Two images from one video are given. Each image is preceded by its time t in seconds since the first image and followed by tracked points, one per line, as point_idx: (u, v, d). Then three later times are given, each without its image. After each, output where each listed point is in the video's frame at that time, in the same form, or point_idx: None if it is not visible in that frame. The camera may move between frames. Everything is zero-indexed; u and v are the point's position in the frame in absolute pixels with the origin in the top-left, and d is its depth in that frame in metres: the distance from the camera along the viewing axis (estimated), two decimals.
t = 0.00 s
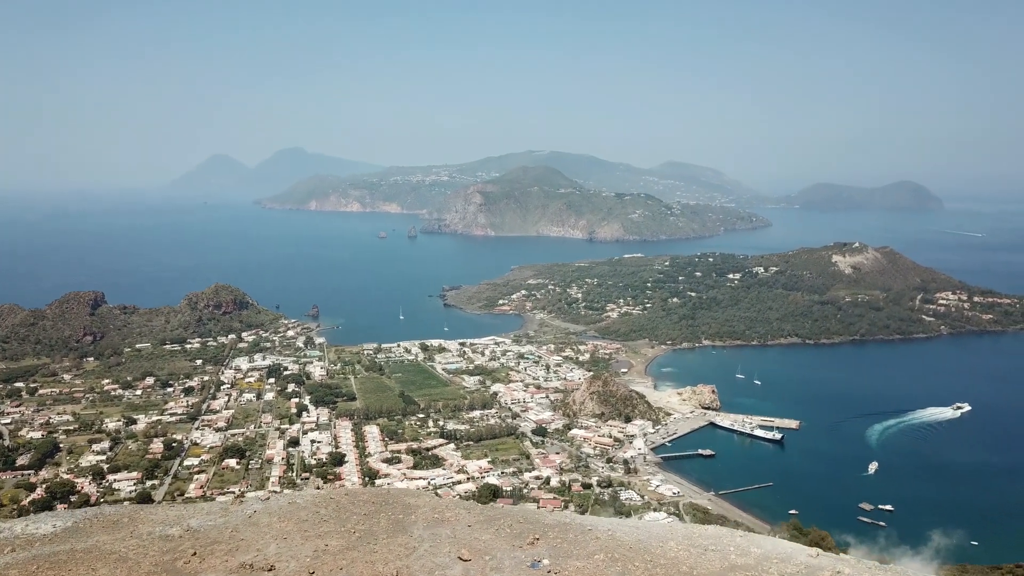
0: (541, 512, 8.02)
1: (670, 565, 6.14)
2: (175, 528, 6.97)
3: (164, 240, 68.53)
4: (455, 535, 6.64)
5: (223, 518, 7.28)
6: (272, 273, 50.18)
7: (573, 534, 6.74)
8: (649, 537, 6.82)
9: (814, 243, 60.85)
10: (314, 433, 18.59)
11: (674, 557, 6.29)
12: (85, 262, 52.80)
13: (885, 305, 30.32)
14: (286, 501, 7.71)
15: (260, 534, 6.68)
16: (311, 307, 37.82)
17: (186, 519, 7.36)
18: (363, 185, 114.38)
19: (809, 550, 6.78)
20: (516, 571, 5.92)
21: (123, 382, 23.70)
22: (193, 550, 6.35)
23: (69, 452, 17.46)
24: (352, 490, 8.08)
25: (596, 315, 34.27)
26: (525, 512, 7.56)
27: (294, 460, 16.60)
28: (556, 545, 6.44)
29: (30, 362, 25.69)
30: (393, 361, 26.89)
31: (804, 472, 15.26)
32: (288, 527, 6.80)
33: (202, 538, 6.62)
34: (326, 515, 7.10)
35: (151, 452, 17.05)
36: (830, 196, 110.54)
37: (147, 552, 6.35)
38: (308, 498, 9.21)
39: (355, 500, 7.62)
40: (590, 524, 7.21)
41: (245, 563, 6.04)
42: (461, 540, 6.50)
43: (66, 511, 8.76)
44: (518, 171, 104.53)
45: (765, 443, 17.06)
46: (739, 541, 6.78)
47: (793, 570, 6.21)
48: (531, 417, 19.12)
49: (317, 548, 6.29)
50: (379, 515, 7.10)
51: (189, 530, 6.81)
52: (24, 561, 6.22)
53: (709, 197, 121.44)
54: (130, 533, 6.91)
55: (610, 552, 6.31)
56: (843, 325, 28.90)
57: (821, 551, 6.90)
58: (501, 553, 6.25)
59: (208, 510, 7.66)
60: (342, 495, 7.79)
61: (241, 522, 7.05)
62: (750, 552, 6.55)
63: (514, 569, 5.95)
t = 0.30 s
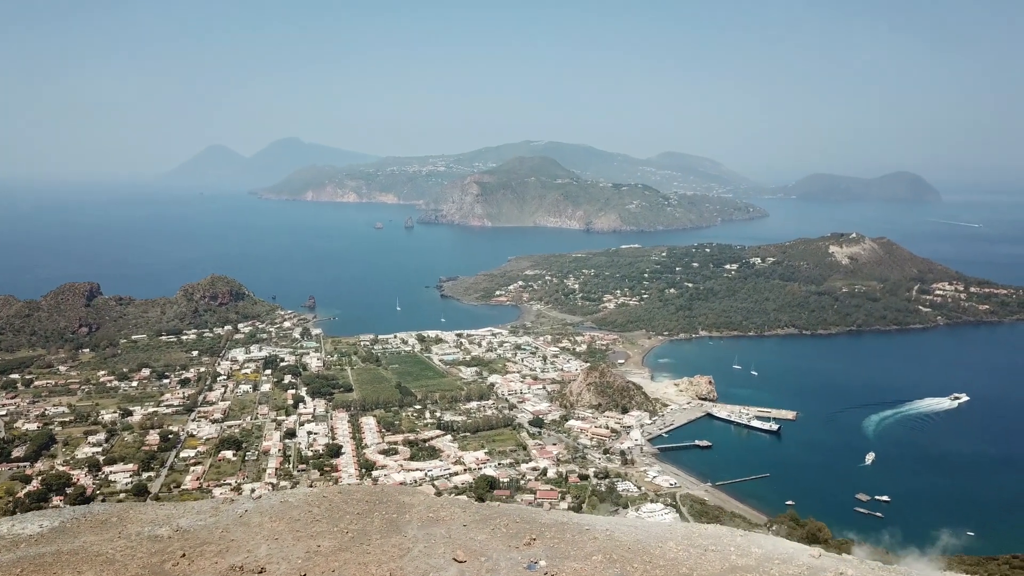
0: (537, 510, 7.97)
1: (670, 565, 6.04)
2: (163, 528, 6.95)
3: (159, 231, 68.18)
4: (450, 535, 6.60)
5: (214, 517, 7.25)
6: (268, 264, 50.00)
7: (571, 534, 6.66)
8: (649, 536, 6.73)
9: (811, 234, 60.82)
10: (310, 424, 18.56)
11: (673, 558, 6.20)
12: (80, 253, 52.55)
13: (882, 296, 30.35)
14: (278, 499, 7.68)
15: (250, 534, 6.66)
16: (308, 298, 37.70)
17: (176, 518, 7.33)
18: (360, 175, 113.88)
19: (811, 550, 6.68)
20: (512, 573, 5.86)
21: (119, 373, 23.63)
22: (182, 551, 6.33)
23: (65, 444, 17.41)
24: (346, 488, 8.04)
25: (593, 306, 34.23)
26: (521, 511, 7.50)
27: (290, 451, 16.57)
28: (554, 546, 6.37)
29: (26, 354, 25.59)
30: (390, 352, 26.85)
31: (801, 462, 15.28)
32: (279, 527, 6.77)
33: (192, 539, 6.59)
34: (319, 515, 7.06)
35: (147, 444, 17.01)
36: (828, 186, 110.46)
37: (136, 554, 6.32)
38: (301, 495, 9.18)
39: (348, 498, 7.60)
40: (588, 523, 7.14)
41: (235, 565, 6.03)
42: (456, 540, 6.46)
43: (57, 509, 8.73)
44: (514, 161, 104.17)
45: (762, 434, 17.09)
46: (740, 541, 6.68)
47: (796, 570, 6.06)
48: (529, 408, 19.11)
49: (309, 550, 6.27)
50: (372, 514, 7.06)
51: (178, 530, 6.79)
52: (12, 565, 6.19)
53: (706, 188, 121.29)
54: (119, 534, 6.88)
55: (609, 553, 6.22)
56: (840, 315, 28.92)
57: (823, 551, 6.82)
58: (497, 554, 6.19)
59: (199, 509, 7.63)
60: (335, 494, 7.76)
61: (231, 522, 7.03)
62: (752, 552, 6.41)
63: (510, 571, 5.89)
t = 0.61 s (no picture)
0: (533, 510, 7.93)
1: (669, 567, 6.00)
2: (153, 529, 6.92)
3: (154, 221, 67.85)
4: (444, 536, 6.55)
5: (204, 517, 7.22)
6: (264, 255, 49.80)
7: (568, 534, 6.61)
8: (647, 537, 6.67)
9: (808, 224, 60.81)
10: (307, 416, 18.51)
11: (672, 560, 6.14)
12: (75, 244, 52.27)
13: (878, 286, 30.36)
14: (270, 498, 7.63)
15: (241, 535, 6.62)
16: (304, 289, 37.57)
17: (165, 518, 7.30)
18: (356, 165, 113.39)
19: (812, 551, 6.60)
20: (508, 574, 5.82)
21: (115, 364, 23.54)
22: (171, 553, 6.29)
23: (60, 436, 17.34)
24: (339, 487, 8.00)
25: (590, 297, 34.20)
26: (516, 510, 7.45)
27: (287, 443, 16.54)
28: (550, 546, 6.33)
29: (21, 345, 25.48)
30: (386, 343, 26.79)
31: (797, 453, 15.30)
32: (271, 528, 6.74)
33: (181, 540, 6.56)
34: (311, 515, 7.03)
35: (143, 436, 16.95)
36: (825, 177, 110.37)
37: (124, 556, 6.29)
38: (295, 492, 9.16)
39: (342, 497, 7.56)
40: (585, 524, 7.07)
41: (224, 567, 6.00)
42: (451, 541, 6.42)
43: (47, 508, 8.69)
44: (511, 151, 103.85)
45: (758, 424, 17.11)
46: (740, 542, 6.63)
47: (796, 571, 6.03)
48: (525, 399, 19.10)
49: (300, 551, 6.24)
50: (366, 514, 7.02)
51: (166, 531, 6.76)
52: None
53: (704, 178, 121.21)
54: (107, 535, 6.84)
55: (606, 554, 6.18)
56: (836, 306, 28.93)
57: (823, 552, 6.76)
58: (492, 555, 6.16)
59: (189, 509, 7.59)
60: (329, 493, 7.73)
61: (221, 522, 7.00)
62: (752, 553, 6.38)
63: (506, 572, 5.85)
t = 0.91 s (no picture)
0: (529, 509, 7.92)
1: (667, 569, 5.98)
2: (140, 531, 6.90)
3: (149, 211, 67.44)
4: (438, 536, 6.55)
5: (192, 518, 7.22)
6: (259, 245, 49.58)
7: (565, 535, 6.59)
8: (646, 538, 6.66)
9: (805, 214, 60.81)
10: (303, 407, 18.47)
11: (671, 561, 6.12)
12: (68, 234, 51.93)
13: (874, 277, 30.40)
14: (261, 497, 7.61)
15: (230, 537, 6.59)
16: (299, 280, 37.42)
17: (153, 519, 7.30)
18: (351, 155, 112.85)
19: (814, 553, 6.57)
20: None
21: (109, 356, 23.45)
22: (158, 555, 6.27)
23: (55, 428, 17.27)
24: (333, 486, 7.96)
25: (586, 287, 34.16)
26: (512, 510, 7.45)
27: (283, 434, 16.50)
28: (547, 548, 6.30)
29: (15, 336, 25.35)
30: (382, 334, 26.74)
31: (794, 444, 15.31)
32: (261, 529, 6.71)
33: (170, 542, 6.57)
34: (303, 516, 7.00)
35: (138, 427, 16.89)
36: (822, 166, 110.27)
37: (110, 560, 6.26)
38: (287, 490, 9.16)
39: (334, 497, 7.53)
40: (582, 524, 7.07)
41: (213, 570, 5.98)
42: (446, 542, 6.40)
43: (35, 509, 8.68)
44: (507, 141, 103.39)
45: (754, 415, 17.15)
46: (739, 542, 6.62)
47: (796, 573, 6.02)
48: (521, 390, 19.10)
49: (290, 553, 6.21)
50: (358, 515, 6.99)
51: (154, 533, 6.76)
52: None
53: (700, 168, 121.00)
54: (95, 537, 6.85)
55: (603, 556, 6.16)
56: (832, 297, 28.96)
57: (823, 553, 6.75)
58: (487, 556, 6.13)
59: (177, 509, 7.59)
60: (322, 492, 7.70)
61: (210, 523, 6.97)
62: (751, 554, 6.37)
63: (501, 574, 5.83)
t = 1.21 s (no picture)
0: (524, 508, 7.89)
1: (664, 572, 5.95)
2: (127, 533, 6.86)
3: (142, 201, 67.00)
4: (431, 538, 6.51)
5: (179, 519, 7.19)
6: (253, 235, 49.30)
7: (561, 537, 6.55)
8: (643, 540, 6.62)
9: (800, 203, 60.83)
10: (298, 397, 18.43)
11: (669, 564, 6.09)
12: (61, 224, 51.53)
13: (870, 266, 30.43)
14: (250, 498, 7.57)
15: (218, 540, 6.54)
16: (294, 270, 37.25)
17: (140, 521, 7.26)
18: (346, 144, 112.21)
19: (815, 555, 6.55)
20: None
21: (103, 346, 23.33)
22: (143, 560, 6.23)
23: (48, 419, 17.19)
24: (325, 484, 7.93)
25: (582, 277, 34.13)
26: (507, 510, 7.41)
27: (278, 425, 16.46)
28: (543, 550, 6.25)
29: (8, 327, 25.21)
30: (377, 324, 26.68)
31: (789, 434, 15.34)
32: (249, 532, 6.67)
33: (157, 545, 6.53)
34: (293, 517, 6.96)
35: (132, 419, 16.82)
36: (817, 155, 110.23)
37: (96, 565, 6.23)
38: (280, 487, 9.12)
39: (327, 497, 7.49)
40: (579, 525, 7.03)
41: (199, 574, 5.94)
42: (439, 546, 6.35)
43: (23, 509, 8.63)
44: (502, 130, 103.01)
45: (749, 404, 17.19)
46: (739, 544, 6.59)
47: None
48: (517, 379, 19.10)
49: (279, 557, 6.17)
50: (350, 517, 6.95)
51: (139, 535, 6.72)
52: None
53: (696, 157, 120.87)
54: (80, 540, 6.81)
55: (600, 558, 6.12)
56: (828, 286, 28.99)
57: (823, 553, 6.73)
58: (481, 560, 6.09)
59: (164, 509, 7.55)
60: (314, 491, 7.66)
61: (198, 525, 6.93)
62: (751, 557, 6.34)
63: None
